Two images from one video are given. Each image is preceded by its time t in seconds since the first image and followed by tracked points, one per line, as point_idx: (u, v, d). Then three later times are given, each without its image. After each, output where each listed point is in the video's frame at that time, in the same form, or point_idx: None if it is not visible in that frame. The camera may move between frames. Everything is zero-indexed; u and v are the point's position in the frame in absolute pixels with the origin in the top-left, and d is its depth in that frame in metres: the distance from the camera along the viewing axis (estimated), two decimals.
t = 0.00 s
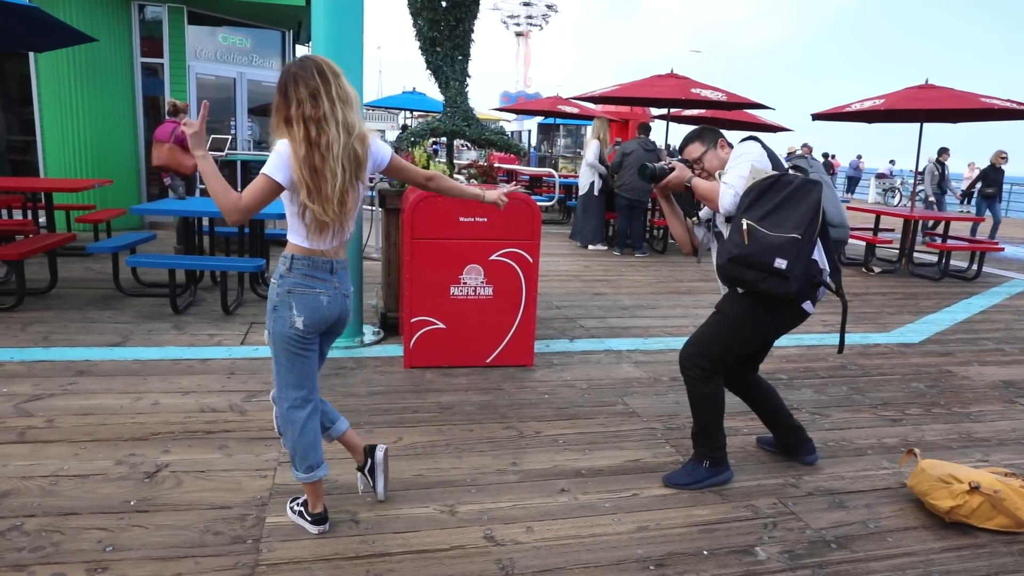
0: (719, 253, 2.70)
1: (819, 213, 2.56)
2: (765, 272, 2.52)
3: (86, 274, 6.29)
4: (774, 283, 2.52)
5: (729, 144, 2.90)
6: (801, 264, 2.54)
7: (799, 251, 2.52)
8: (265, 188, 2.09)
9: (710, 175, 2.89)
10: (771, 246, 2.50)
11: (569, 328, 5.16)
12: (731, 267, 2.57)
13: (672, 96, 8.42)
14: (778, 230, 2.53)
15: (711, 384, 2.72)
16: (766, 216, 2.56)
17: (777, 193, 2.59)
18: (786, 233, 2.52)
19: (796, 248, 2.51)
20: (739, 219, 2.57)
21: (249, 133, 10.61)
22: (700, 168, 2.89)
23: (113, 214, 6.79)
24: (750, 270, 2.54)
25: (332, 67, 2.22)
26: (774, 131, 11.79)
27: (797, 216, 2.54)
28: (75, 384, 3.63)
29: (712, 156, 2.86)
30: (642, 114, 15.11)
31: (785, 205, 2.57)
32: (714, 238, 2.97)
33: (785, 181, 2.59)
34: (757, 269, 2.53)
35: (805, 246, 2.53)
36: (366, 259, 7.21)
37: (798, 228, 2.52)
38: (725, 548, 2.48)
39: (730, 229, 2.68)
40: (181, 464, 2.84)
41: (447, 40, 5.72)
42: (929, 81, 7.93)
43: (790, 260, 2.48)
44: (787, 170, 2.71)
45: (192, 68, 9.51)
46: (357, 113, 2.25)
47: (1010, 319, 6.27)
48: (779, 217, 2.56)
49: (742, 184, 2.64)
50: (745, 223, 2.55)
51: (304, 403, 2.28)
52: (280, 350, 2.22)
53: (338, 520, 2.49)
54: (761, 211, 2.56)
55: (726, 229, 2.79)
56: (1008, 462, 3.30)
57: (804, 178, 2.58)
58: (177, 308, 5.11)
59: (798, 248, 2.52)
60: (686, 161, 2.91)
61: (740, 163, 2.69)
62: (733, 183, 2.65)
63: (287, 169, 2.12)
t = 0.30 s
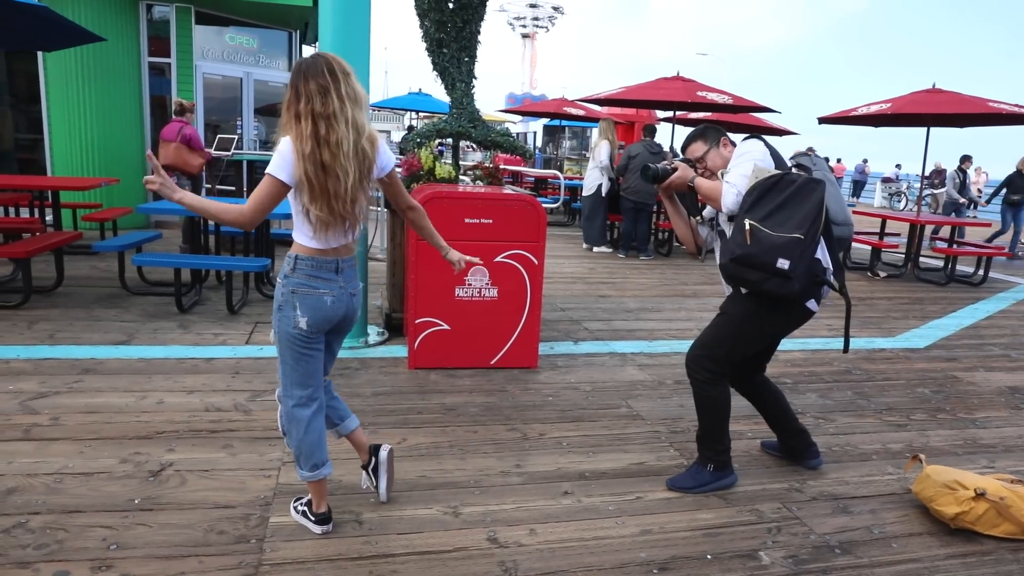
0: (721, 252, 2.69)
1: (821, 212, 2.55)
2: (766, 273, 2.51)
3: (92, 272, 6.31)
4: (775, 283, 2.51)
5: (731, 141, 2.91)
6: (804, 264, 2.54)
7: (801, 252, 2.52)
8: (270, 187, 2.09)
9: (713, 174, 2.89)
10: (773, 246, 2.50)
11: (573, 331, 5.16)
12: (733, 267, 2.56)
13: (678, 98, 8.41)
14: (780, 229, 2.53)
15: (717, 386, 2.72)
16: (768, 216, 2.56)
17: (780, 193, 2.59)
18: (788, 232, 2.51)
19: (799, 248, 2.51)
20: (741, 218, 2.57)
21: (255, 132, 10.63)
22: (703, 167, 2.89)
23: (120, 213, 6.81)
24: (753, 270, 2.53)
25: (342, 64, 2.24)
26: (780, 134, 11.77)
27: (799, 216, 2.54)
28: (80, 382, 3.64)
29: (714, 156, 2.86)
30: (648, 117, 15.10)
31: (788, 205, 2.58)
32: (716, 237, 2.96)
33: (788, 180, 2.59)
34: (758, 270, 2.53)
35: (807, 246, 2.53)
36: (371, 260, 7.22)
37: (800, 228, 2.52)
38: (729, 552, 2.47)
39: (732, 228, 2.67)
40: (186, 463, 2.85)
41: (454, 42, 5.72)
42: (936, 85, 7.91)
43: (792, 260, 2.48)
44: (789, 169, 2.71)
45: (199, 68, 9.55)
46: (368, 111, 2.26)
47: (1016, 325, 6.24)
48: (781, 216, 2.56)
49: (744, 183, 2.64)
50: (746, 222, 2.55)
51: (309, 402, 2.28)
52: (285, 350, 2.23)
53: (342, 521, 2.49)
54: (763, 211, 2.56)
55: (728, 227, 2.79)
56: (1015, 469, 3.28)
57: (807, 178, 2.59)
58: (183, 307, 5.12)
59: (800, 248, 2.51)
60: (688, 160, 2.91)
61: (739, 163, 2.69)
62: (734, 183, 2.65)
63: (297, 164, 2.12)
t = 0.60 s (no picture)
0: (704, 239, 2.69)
1: (807, 204, 2.55)
2: (751, 265, 2.51)
3: (90, 271, 6.30)
4: (759, 275, 2.52)
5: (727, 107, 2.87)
6: (788, 258, 2.54)
7: (786, 246, 2.51)
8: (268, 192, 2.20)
9: (698, 135, 2.91)
10: (759, 239, 2.50)
11: (572, 331, 5.16)
12: (716, 256, 2.56)
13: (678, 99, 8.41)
14: (768, 221, 2.52)
15: (717, 387, 2.71)
16: (756, 206, 2.55)
17: (768, 183, 2.58)
18: (776, 225, 2.51)
19: (785, 242, 2.50)
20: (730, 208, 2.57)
21: (254, 132, 10.62)
22: (689, 125, 2.90)
23: (119, 212, 6.81)
24: (737, 261, 2.53)
25: (342, 59, 2.23)
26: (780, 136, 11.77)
27: (787, 207, 2.54)
28: (78, 382, 3.63)
29: (700, 117, 2.87)
30: (648, 118, 15.09)
31: (776, 194, 2.57)
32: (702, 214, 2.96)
33: (778, 168, 2.59)
34: (743, 261, 2.52)
35: (793, 240, 2.52)
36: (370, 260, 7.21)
37: (788, 221, 2.51)
38: (727, 553, 2.47)
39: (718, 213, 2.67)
40: (183, 463, 2.84)
41: (454, 42, 5.71)
42: (935, 87, 7.92)
43: (778, 255, 2.48)
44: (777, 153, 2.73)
45: (198, 67, 9.54)
46: (362, 108, 2.23)
47: (1015, 327, 6.24)
48: (768, 207, 2.55)
49: (734, 164, 2.64)
50: (735, 213, 2.55)
51: (310, 403, 2.28)
52: (284, 350, 2.23)
53: (340, 521, 2.49)
54: (751, 201, 2.56)
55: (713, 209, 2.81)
56: (1013, 470, 3.28)
57: (798, 167, 2.59)
58: (181, 307, 5.11)
59: (787, 242, 2.51)
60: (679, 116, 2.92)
61: (731, 142, 2.68)
62: (723, 163, 2.64)
63: (278, 157, 2.14)
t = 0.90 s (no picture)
0: (681, 222, 2.65)
1: (786, 199, 2.53)
2: (726, 255, 2.50)
3: (94, 268, 6.32)
4: (731, 265, 2.51)
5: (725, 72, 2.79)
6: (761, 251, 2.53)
7: (763, 240, 2.49)
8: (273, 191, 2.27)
9: (687, 88, 2.84)
10: (738, 232, 2.47)
11: (576, 327, 5.16)
12: (695, 243, 2.53)
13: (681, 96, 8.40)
14: (748, 213, 2.49)
15: (716, 381, 2.71)
16: (739, 196, 2.51)
17: (754, 173, 2.53)
18: (755, 219, 2.48)
19: (762, 237, 2.48)
20: (715, 195, 2.52)
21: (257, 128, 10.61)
22: (683, 83, 2.84)
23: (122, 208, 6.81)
24: (714, 250, 2.51)
25: (355, 57, 2.23)
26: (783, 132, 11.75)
27: (768, 201, 2.51)
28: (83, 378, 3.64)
29: (693, 71, 2.81)
30: (651, 114, 15.07)
31: (760, 186, 2.52)
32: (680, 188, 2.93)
33: (765, 158, 2.54)
34: (718, 251, 2.50)
35: (768, 234, 2.51)
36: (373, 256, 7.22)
37: (766, 216, 2.50)
38: (731, 550, 2.47)
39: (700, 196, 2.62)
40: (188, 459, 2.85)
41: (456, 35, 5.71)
42: (940, 83, 7.89)
43: (754, 250, 2.46)
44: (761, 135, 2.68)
45: (201, 63, 9.54)
46: (366, 107, 2.20)
47: (1020, 324, 6.23)
48: (751, 198, 2.51)
49: (716, 148, 2.61)
50: (719, 201, 2.51)
51: (310, 397, 2.28)
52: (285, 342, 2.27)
53: (344, 517, 2.49)
54: (735, 190, 2.51)
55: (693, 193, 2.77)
56: (1017, 468, 3.28)
57: (785, 158, 2.54)
58: (184, 303, 5.12)
59: (763, 236, 2.49)
60: (682, 67, 2.86)
61: (713, 121, 2.63)
62: (705, 148, 2.61)
63: (276, 156, 2.18)
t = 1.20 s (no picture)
0: (653, 232, 2.68)
1: (752, 212, 2.54)
2: (692, 267, 2.53)
3: (107, 279, 6.37)
4: (697, 276, 2.55)
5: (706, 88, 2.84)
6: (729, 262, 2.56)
7: (729, 252, 2.51)
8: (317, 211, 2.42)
9: (669, 101, 2.88)
10: (703, 245, 2.49)
11: (586, 338, 5.15)
12: (661, 255, 2.57)
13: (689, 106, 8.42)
14: (714, 226, 2.51)
15: (720, 388, 2.71)
16: (705, 209, 2.52)
17: (720, 186, 2.53)
18: (721, 232, 2.50)
19: (728, 249, 2.50)
20: (681, 210, 2.54)
21: (268, 140, 10.69)
22: (665, 96, 2.89)
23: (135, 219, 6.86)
24: (680, 264, 2.55)
25: (381, 80, 2.29)
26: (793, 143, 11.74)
27: (734, 214, 2.52)
28: (97, 389, 3.66)
29: (674, 84, 2.84)
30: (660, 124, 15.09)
31: (727, 199, 2.53)
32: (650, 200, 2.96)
33: (733, 172, 2.53)
34: (684, 264, 2.54)
35: (735, 246, 2.53)
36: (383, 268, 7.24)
37: (732, 228, 2.51)
38: (746, 564, 2.45)
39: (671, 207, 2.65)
40: (201, 470, 2.86)
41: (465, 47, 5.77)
42: (951, 93, 7.87)
43: (718, 262, 2.48)
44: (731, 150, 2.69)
45: (213, 76, 9.65)
46: (377, 128, 2.23)
47: None
48: (717, 212, 2.53)
49: (681, 165, 2.65)
50: (684, 215, 2.53)
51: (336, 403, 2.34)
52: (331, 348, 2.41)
53: (356, 529, 2.49)
54: (701, 204, 2.53)
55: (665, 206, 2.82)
56: None
57: (752, 172, 2.53)
58: (197, 314, 5.15)
59: (729, 249, 2.51)
60: (665, 80, 2.91)
61: (681, 137, 2.68)
62: (671, 163, 2.66)
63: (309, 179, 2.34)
